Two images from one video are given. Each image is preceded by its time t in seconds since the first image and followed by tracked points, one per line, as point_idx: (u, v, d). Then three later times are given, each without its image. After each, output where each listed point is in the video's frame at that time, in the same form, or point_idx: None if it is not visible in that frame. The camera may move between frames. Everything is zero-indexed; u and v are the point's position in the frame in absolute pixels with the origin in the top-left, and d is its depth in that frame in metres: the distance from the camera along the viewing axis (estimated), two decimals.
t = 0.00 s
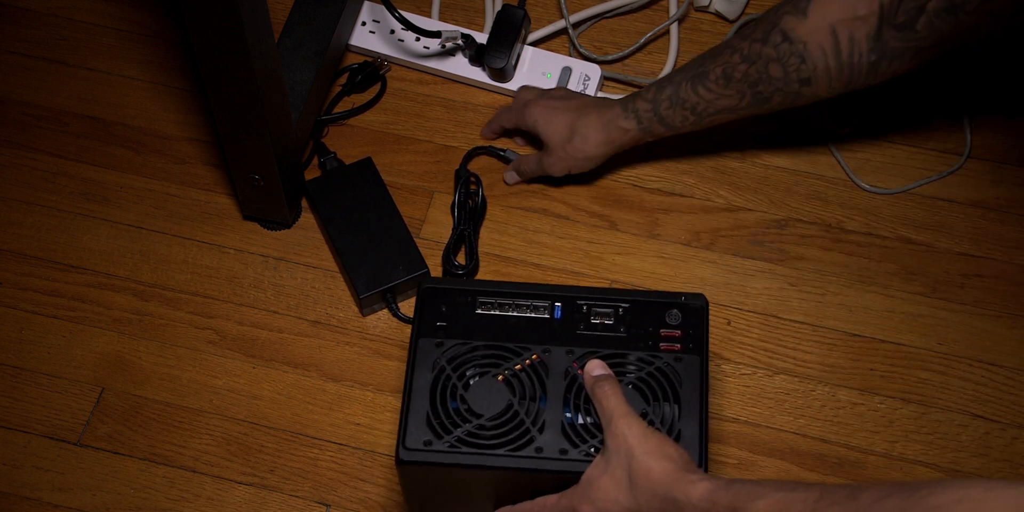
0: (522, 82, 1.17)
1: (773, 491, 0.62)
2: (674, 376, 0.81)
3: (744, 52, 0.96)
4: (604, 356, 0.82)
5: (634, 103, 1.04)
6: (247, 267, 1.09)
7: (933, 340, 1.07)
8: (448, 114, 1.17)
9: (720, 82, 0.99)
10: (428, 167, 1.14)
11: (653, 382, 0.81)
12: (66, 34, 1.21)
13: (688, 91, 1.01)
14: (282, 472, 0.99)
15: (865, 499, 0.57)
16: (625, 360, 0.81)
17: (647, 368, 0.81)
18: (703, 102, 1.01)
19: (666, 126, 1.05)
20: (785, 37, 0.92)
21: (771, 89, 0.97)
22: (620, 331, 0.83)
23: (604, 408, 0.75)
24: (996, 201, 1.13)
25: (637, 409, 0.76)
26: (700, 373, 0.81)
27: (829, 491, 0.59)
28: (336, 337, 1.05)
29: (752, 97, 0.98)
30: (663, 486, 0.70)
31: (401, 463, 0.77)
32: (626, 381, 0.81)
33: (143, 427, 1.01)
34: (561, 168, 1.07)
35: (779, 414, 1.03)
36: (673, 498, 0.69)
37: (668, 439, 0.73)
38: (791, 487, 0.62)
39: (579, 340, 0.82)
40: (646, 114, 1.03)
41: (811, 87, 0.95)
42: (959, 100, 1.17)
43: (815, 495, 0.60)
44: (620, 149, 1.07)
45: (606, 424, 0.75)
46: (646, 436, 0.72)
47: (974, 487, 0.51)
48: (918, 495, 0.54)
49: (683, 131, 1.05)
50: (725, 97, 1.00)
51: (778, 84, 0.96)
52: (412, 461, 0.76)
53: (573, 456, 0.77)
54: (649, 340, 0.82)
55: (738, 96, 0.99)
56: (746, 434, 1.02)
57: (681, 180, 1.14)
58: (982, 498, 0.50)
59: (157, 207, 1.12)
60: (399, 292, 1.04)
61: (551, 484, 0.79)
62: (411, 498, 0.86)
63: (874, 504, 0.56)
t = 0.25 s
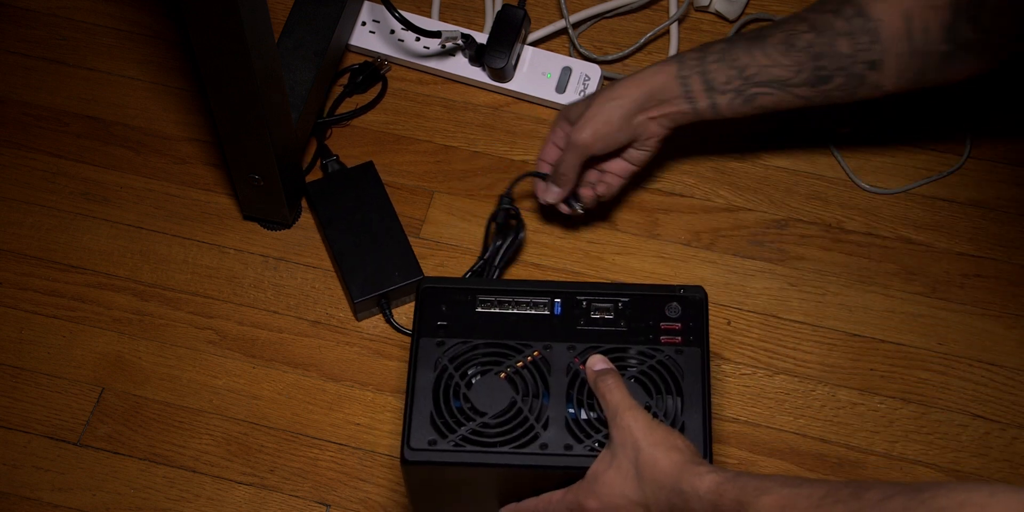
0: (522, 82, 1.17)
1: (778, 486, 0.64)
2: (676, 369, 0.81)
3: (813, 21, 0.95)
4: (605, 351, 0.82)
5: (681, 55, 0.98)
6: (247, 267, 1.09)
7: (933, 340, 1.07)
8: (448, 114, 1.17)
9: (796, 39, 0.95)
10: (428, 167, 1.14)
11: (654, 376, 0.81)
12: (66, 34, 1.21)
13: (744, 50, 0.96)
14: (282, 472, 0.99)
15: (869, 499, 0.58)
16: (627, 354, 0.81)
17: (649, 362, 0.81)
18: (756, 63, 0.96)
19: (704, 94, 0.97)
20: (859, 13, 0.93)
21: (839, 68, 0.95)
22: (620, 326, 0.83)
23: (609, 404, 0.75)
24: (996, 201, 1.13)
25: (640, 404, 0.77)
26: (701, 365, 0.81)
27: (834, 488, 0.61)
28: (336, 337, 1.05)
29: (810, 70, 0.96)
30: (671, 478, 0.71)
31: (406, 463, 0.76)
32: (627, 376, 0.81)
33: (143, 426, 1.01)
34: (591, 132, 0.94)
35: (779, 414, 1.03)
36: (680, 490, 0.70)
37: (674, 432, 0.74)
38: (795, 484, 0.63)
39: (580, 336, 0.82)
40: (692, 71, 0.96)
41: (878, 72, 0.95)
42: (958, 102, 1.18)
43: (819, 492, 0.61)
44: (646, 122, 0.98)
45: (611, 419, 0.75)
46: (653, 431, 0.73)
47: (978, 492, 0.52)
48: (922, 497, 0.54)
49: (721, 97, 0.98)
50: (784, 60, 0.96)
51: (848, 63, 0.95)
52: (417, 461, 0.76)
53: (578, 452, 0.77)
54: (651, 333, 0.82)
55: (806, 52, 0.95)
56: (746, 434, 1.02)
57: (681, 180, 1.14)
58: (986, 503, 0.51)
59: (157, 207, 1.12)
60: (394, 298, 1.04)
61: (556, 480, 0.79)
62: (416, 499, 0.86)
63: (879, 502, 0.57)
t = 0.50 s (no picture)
0: (522, 82, 1.17)
1: (792, 472, 0.64)
2: (680, 357, 0.81)
3: (924, 51, 0.94)
4: (607, 343, 0.81)
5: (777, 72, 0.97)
6: (247, 267, 1.09)
7: (933, 340, 1.07)
8: (448, 114, 1.17)
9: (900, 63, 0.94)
10: (428, 167, 1.14)
11: (658, 365, 0.81)
12: (66, 34, 1.21)
13: (844, 74, 0.95)
14: (282, 472, 0.99)
15: (883, 487, 0.58)
16: (628, 345, 0.81)
17: (651, 352, 0.81)
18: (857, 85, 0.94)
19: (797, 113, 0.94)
20: (967, 40, 0.92)
21: (945, 97, 0.93)
22: (621, 317, 0.82)
23: (616, 394, 0.75)
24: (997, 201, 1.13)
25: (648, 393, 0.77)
26: (703, 350, 0.81)
27: (846, 474, 0.61)
28: (336, 337, 1.05)
29: (914, 98, 0.93)
30: (685, 465, 0.71)
31: (418, 468, 0.76)
32: (631, 366, 0.81)
33: (143, 427, 1.01)
34: (664, 136, 0.91)
35: (779, 414, 1.03)
36: (694, 477, 0.70)
37: (684, 419, 0.74)
38: (808, 470, 0.64)
39: (581, 331, 0.82)
40: (785, 90, 0.94)
41: (985, 106, 0.93)
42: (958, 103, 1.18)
43: (832, 478, 0.62)
44: (724, 141, 0.94)
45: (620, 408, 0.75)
46: (664, 419, 0.73)
47: (990, 480, 0.53)
48: (935, 485, 0.56)
49: (814, 121, 0.95)
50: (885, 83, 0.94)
51: (954, 93, 0.93)
52: (429, 465, 0.76)
53: (588, 446, 0.77)
54: (651, 323, 0.82)
55: (909, 75, 0.93)
56: (746, 434, 1.02)
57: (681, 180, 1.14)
58: (997, 491, 0.53)
59: (157, 207, 1.12)
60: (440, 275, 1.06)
61: (566, 474, 0.79)
62: (428, 500, 0.86)
63: (892, 490, 0.58)
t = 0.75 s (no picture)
0: (522, 82, 1.17)
1: (796, 468, 0.64)
2: (680, 355, 0.81)
3: (1004, 87, 0.92)
4: (608, 342, 0.81)
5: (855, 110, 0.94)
6: (247, 267, 1.09)
7: (933, 340, 1.07)
8: (448, 114, 1.17)
9: (980, 104, 0.92)
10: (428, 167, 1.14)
11: (658, 363, 0.81)
12: (66, 34, 1.21)
13: (924, 114, 0.92)
14: (282, 472, 0.99)
15: (888, 481, 0.58)
16: (628, 343, 0.81)
17: (651, 350, 0.81)
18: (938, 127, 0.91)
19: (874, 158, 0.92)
20: None
21: None
22: (620, 316, 0.82)
23: (617, 393, 0.75)
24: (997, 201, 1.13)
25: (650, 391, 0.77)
26: (704, 348, 0.81)
27: (852, 469, 0.61)
28: (336, 337, 1.05)
29: (996, 139, 0.91)
30: (687, 463, 0.71)
31: (420, 468, 0.76)
32: (632, 365, 0.81)
33: (143, 427, 1.01)
34: (731, 169, 0.88)
35: (779, 414, 1.03)
36: (696, 474, 0.70)
37: (687, 417, 0.74)
38: (813, 466, 0.63)
39: (581, 330, 0.82)
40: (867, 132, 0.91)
41: None
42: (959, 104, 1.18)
43: (837, 473, 0.61)
44: (796, 185, 0.92)
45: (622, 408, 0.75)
46: (666, 416, 0.73)
47: (997, 473, 0.52)
48: (941, 478, 0.55)
49: (892, 165, 0.93)
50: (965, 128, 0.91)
51: None
52: (430, 465, 0.76)
53: (589, 445, 0.77)
54: (651, 322, 0.82)
55: (988, 116, 0.91)
56: (746, 434, 1.02)
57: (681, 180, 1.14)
58: (1006, 484, 0.52)
59: (157, 207, 1.12)
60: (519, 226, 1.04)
61: (568, 474, 0.79)
62: (431, 501, 0.86)
63: (897, 483, 0.57)
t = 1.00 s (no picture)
0: (522, 82, 1.17)
1: (799, 466, 0.64)
2: (680, 355, 0.81)
3: (1019, 113, 0.90)
4: (608, 342, 0.81)
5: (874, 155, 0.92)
6: (247, 267, 1.09)
7: (933, 340, 1.07)
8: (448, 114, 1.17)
9: (997, 136, 0.90)
10: (427, 167, 1.14)
11: (658, 362, 0.81)
12: (66, 34, 1.21)
13: (944, 152, 0.91)
14: (282, 472, 0.99)
15: (892, 478, 0.57)
16: (628, 343, 0.81)
17: (651, 350, 0.81)
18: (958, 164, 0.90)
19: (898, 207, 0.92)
20: None
21: None
22: (621, 316, 0.82)
23: (617, 393, 0.75)
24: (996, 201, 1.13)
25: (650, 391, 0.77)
26: (704, 347, 0.81)
27: (855, 466, 0.60)
28: (335, 337, 1.05)
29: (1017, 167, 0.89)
30: (689, 463, 0.71)
31: (420, 468, 0.76)
32: (632, 365, 0.81)
33: (143, 427, 1.01)
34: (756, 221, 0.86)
35: (779, 414, 1.03)
36: (698, 473, 0.70)
37: (688, 417, 0.74)
38: (816, 464, 0.63)
39: (581, 330, 0.82)
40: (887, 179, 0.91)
41: None
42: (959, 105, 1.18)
43: (841, 470, 0.61)
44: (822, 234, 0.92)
45: (622, 408, 0.75)
46: (667, 416, 0.73)
47: (1003, 469, 0.51)
48: (944, 474, 0.54)
49: (915, 208, 0.92)
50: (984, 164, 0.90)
51: None
52: (430, 465, 0.76)
53: (590, 445, 0.77)
54: (651, 321, 0.82)
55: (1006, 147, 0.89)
56: (746, 434, 1.02)
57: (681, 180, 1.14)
58: (1012, 480, 0.50)
59: (157, 207, 1.12)
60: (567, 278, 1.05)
61: (569, 474, 0.79)
62: (431, 502, 0.86)
63: (900, 480, 0.56)
